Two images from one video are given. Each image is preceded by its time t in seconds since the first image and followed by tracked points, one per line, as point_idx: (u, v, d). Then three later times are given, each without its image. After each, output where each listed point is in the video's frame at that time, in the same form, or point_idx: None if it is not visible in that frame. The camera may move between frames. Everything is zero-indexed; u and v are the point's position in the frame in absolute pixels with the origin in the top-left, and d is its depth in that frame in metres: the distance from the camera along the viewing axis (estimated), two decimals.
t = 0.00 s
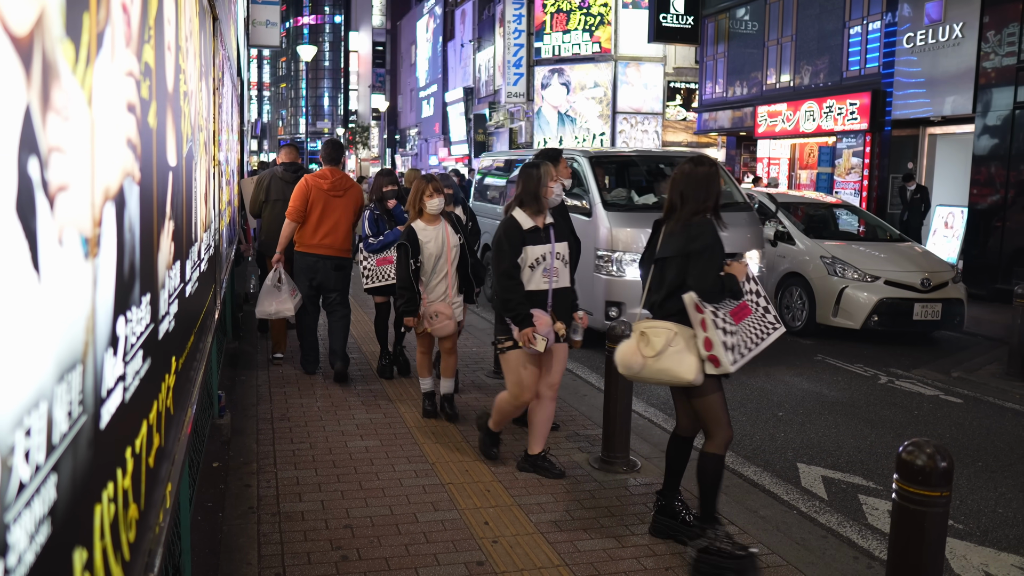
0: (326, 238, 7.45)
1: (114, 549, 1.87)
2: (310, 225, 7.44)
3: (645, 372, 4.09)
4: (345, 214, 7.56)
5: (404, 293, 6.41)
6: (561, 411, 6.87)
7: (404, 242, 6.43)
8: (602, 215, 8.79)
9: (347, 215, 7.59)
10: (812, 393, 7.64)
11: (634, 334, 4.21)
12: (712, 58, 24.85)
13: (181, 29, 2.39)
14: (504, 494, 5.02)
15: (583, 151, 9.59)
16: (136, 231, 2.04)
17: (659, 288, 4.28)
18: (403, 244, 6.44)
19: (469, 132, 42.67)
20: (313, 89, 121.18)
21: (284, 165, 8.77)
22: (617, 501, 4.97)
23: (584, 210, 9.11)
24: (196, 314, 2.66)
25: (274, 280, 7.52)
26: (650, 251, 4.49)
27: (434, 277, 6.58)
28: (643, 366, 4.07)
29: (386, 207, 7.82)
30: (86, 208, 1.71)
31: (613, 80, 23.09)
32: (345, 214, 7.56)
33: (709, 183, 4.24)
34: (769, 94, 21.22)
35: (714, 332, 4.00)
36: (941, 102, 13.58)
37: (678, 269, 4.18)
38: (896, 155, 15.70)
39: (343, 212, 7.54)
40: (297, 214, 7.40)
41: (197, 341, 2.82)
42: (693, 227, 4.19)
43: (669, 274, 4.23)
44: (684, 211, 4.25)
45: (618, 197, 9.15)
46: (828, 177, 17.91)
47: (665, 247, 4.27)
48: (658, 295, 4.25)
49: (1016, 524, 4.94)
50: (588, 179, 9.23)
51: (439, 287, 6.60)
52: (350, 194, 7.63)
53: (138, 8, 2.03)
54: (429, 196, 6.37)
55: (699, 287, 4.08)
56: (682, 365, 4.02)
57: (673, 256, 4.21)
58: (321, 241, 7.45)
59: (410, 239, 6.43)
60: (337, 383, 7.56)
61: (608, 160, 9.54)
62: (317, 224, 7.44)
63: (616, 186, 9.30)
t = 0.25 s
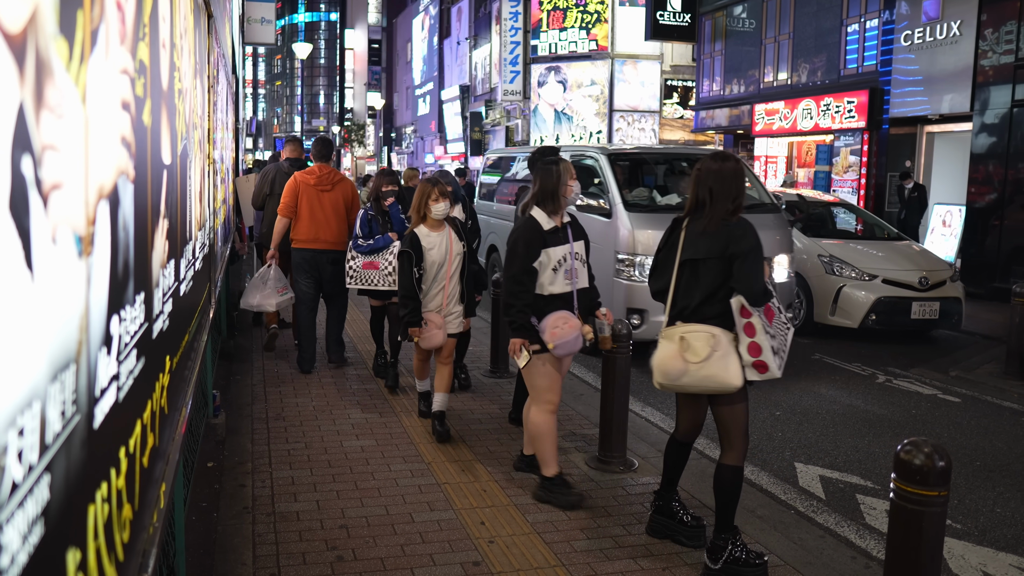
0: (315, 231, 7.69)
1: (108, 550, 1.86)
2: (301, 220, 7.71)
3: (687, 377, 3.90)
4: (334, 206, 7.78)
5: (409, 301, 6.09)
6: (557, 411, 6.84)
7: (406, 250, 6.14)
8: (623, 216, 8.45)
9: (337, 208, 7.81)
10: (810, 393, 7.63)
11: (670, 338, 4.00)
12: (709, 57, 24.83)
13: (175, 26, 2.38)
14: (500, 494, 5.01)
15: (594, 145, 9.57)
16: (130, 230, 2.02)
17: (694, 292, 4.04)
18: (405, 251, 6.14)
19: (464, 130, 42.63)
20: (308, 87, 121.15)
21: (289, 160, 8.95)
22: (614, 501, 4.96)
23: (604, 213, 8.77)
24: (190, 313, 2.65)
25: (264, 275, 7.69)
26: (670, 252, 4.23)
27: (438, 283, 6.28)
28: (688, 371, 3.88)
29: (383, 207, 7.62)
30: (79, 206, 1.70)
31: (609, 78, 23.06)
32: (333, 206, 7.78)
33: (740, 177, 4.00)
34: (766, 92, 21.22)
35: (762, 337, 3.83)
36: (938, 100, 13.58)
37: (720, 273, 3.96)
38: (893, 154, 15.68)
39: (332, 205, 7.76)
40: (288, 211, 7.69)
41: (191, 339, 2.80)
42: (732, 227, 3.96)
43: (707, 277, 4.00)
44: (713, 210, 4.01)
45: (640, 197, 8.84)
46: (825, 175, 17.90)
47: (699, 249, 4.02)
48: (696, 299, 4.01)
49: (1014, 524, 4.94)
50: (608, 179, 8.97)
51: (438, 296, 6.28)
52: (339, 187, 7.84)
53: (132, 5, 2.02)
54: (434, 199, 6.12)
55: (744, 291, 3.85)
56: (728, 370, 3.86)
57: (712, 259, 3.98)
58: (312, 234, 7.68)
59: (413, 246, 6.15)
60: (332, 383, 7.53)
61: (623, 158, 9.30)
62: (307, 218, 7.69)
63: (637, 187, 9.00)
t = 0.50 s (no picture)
0: (318, 230, 7.77)
1: (102, 550, 1.84)
2: (305, 220, 7.80)
3: (748, 386, 3.78)
4: (337, 205, 7.86)
5: (411, 301, 5.83)
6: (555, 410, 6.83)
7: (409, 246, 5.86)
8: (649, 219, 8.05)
9: (341, 207, 7.89)
10: (808, 392, 7.62)
11: (712, 341, 3.88)
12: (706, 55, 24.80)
13: (170, 24, 2.37)
14: (497, 494, 5.00)
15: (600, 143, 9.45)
16: (124, 229, 2.01)
17: (721, 293, 3.96)
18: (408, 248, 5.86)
19: (460, 128, 42.61)
20: (304, 86, 121.15)
21: (286, 159, 8.97)
22: (611, 501, 4.95)
23: (628, 215, 8.35)
24: (185, 312, 2.64)
25: (263, 272, 7.78)
26: (688, 249, 4.11)
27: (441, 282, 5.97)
28: (749, 380, 3.77)
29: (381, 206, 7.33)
30: (74, 205, 1.69)
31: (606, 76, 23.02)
32: (337, 205, 7.86)
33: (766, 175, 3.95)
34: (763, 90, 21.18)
35: (789, 339, 3.86)
36: (937, 98, 13.56)
37: (749, 273, 3.92)
38: (891, 152, 15.65)
39: (335, 204, 7.84)
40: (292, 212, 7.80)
41: (186, 338, 2.80)
42: (762, 226, 3.91)
43: (736, 278, 3.93)
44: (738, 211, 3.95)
45: (665, 197, 8.40)
46: (823, 173, 17.88)
47: (726, 248, 3.94)
48: (724, 300, 3.94)
49: (1013, 523, 4.93)
50: (631, 178, 8.59)
51: (447, 300, 6.00)
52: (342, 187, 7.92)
53: (126, 3, 2.00)
54: (443, 194, 5.88)
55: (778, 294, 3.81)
56: (765, 378, 3.82)
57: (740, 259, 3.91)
58: (315, 233, 7.77)
59: (416, 243, 5.87)
60: (329, 382, 7.50)
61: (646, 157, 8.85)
62: (311, 218, 7.78)
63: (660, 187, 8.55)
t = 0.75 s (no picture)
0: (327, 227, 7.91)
1: (97, 550, 1.83)
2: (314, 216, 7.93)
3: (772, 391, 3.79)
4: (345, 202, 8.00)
5: (417, 306, 5.55)
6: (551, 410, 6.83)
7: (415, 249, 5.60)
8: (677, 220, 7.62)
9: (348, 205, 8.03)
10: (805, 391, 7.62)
11: (729, 347, 3.83)
12: (704, 51, 24.76)
13: (165, 21, 2.35)
14: (494, 494, 5.00)
15: (596, 138, 9.38)
16: (119, 227, 2.00)
17: (730, 295, 3.93)
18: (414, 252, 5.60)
19: (456, 125, 42.62)
20: (302, 84, 121.07)
21: (272, 160, 9.09)
22: (608, 501, 4.95)
23: (654, 216, 7.89)
24: (180, 311, 2.63)
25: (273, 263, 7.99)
26: (693, 251, 4.06)
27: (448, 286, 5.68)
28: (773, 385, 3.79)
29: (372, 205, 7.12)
30: (68, 202, 1.68)
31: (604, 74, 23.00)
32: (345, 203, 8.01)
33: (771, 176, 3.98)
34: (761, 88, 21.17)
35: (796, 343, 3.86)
36: (935, 96, 13.54)
37: (758, 275, 3.93)
38: (890, 149, 15.63)
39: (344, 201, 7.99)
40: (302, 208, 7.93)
41: (181, 337, 2.79)
42: (769, 228, 3.94)
43: (745, 280, 3.93)
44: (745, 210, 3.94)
45: (694, 197, 7.95)
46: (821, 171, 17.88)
47: (734, 249, 3.93)
48: (733, 303, 3.91)
49: (1011, 522, 4.93)
50: (654, 176, 8.12)
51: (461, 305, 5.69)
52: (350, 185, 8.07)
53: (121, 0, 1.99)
54: (451, 196, 5.59)
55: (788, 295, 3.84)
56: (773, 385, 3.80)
57: (749, 260, 3.92)
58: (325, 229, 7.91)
59: (424, 246, 5.60)
60: (325, 381, 7.50)
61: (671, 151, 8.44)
62: (321, 214, 7.92)
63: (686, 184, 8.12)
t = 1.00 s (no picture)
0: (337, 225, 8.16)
1: (93, 550, 1.83)
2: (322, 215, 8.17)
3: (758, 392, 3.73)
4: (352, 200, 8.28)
5: (438, 313, 5.36)
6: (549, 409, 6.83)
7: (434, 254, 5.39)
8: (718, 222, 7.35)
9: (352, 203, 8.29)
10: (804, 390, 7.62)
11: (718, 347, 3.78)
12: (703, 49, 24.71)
13: (161, 19, 2.35)
14: (492, 493, 4.99)
15: (594, 136, 9.38)
16: (115, 225, 1.99)
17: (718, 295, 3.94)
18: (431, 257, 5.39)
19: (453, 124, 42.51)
20: (302, 83, 121.11)
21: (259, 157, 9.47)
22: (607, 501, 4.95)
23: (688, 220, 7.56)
24: (176, 309, 2.62)
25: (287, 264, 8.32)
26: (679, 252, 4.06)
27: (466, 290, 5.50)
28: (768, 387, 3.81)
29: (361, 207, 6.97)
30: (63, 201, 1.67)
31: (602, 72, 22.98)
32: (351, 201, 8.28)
33: (749, 173, 4.02)
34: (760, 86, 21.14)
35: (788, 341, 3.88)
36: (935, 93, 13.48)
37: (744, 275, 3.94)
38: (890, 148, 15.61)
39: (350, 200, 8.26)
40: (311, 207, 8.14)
41: (177, 336, 2.78)
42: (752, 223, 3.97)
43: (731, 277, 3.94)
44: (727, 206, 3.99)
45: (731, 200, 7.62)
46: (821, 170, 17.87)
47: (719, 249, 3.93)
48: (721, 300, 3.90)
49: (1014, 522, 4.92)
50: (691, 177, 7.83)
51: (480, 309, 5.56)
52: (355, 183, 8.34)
53: None
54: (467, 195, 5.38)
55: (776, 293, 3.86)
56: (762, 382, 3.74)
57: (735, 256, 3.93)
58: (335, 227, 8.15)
59: (443, 249, 5.39)
60: (322, 381, 7.50)
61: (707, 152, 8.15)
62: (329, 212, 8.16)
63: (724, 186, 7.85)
